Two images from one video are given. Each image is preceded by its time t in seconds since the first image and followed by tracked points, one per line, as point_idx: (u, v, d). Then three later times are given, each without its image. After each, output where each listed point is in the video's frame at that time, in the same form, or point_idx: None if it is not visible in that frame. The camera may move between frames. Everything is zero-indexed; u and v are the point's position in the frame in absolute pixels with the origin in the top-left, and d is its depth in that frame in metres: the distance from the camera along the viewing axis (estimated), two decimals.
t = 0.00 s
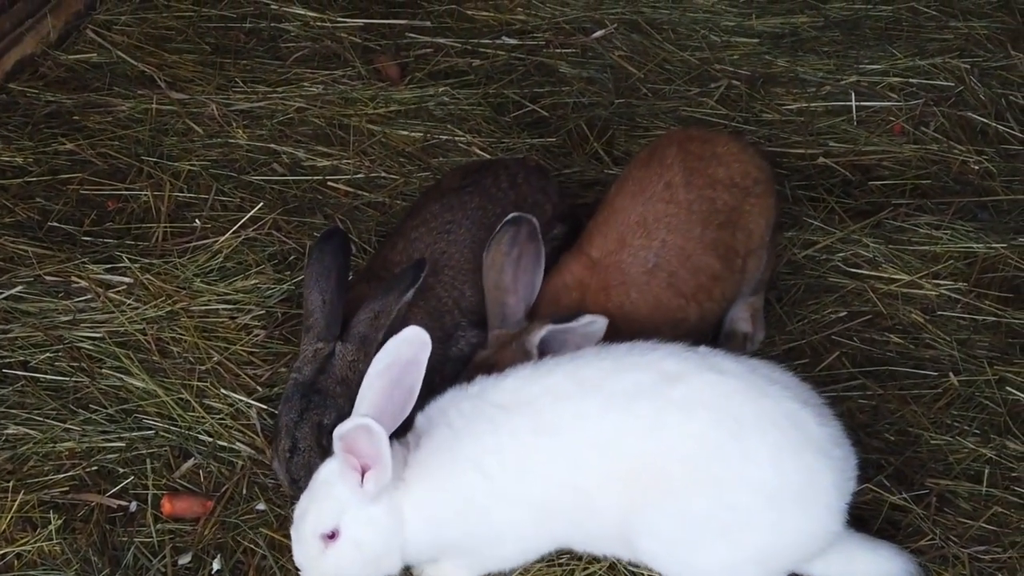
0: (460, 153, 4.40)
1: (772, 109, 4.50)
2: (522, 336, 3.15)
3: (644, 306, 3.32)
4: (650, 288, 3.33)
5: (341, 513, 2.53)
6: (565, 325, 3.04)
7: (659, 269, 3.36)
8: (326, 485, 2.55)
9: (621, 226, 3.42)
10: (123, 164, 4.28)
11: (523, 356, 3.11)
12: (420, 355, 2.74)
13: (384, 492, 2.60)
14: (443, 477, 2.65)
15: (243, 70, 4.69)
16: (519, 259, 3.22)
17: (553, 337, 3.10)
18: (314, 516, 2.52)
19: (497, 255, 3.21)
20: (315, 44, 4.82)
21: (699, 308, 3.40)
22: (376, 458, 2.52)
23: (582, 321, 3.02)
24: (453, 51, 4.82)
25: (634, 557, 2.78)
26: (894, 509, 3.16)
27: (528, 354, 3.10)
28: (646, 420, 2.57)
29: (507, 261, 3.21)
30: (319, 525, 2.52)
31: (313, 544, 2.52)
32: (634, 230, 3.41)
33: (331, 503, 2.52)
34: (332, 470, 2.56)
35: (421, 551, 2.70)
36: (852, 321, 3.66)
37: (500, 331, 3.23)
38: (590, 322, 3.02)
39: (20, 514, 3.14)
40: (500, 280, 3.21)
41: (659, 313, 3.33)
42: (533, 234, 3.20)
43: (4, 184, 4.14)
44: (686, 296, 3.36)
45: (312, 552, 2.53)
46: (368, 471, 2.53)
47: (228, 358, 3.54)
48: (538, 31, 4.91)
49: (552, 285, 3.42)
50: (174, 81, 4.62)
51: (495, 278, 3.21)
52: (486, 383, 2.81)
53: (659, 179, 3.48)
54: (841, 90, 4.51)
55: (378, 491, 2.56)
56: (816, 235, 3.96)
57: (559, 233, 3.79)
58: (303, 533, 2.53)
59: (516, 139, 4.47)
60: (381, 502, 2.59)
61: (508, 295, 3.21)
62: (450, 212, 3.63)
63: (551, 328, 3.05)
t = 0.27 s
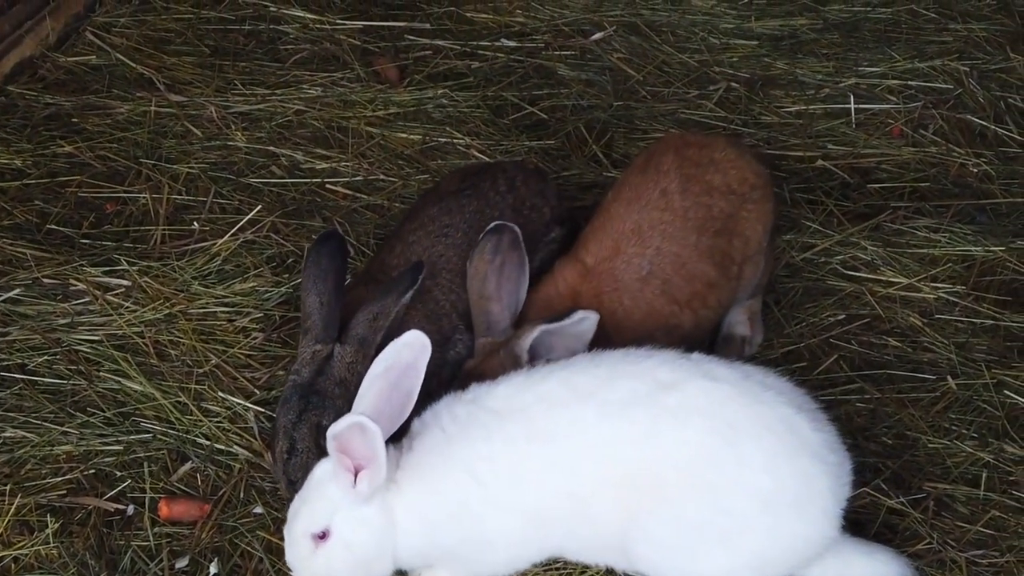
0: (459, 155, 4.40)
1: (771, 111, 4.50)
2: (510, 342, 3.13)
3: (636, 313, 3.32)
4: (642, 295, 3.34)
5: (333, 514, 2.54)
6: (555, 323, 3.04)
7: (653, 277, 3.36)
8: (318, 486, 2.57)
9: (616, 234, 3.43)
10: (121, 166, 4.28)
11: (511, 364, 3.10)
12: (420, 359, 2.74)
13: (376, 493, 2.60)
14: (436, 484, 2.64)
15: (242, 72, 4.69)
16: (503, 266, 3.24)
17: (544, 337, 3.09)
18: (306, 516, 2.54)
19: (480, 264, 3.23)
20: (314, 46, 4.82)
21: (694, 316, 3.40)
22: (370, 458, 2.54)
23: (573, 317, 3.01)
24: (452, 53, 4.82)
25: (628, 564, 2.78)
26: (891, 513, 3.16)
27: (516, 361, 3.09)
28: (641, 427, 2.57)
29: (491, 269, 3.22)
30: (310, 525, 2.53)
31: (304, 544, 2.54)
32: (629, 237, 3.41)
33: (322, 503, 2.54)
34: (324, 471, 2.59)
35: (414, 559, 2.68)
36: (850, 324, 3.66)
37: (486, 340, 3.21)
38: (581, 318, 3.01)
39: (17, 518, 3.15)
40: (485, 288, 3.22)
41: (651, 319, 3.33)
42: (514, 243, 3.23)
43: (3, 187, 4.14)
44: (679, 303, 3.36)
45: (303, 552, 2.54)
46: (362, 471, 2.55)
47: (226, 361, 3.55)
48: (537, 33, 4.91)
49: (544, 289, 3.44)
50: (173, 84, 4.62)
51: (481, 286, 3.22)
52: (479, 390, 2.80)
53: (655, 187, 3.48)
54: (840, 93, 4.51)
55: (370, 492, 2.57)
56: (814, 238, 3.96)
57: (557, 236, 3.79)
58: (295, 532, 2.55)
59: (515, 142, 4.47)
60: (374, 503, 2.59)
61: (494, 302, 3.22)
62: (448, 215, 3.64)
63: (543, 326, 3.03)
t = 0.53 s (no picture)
0: (458, 157, 4.40)
1: (770, 112, 4.49)
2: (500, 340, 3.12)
3: (630, 317, 3.31)
4: (637, 299, 3.33)
5: (329, 518, 2.55)
6: (549, 321, 3.01)
7: (649, 282, 3.34)
8: (314, 490, 2.59)
9: (613, 237, 3.42)
10: (119, 167, 4.27)
11: (503, 362, 3.06)
12: (414, 361, 2.71)
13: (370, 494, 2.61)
14: (433, 487, 2.63)
15: (241, 73, 4.68)
16: (500, 266, 3.23)
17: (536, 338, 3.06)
18: (302, 521, 2.56)
19: (477, 262, 3.22)
20: (313, 46, 4.81)
21: (689, 321, 3.40)
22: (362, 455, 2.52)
23: (567, 314, 2.98)
24: (451, 54, 4.82)
25: (626, 567, 2.78)
26: (890, 515, 3.16)
27: (507, 359, 3.05)
28: (640, 430, 2.56)
29: (487, 269, 3.21)
30: (307, 529, 2.55)
31: (302, 548, 2.56)
32: (625, 243, 3.40)
33: (317, 507, 2.56)
34: (319, 475, 2.61)
35: (412, 561, 2.68)
36: (849, 325, 3.65)
37: (481, 338, 3.24)
38: (574, 315, 2.99)
39: (15, 519, 3.15)
40: (480, 286, 3.22)
41: (645, 323, 3.33)
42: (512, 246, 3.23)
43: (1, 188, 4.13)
44: (675, 308, 3.36)
45: (302, 556, 2.57)
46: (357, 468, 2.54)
47: (223, 362, 3.54)
48: (536, 33, 4.90)
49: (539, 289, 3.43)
50: (172, 84, 4.62)
51: (475, 283, 3.22)
52: (477, 393, 2.79)
53: (653, 192, 3.46)
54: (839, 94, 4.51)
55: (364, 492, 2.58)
56: (814, 239, 3.95)
57: (556, 237, 3.79)
58: (293, 537, 2.58)
59: (514, 143, 4.47)
60: (369, 505, 2.60)
61: (487, 301, 3.22)
62: (446, 216, 3.63)
63: (535, 322, 2.98)
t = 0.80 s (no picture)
0: (458, 156, 4.39)
1: (770, 112, 4.49)
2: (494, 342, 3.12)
3: (623, 317, 3.29)
4: (631, 299, 3.30)
5: (329, 517, 2.54)
6: (545, 326, 3.01)
7: (645, 284, 3.32)
8: (314, 490, 2.59)
9: (611, 239, 3.40)
10: (119, 166, 4.26)
11: (494, 364, 3.07)
12: (413, 359, 2.70)
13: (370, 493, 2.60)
14: (432, 488, 2.62)
15: (241, 72, 4.67)
16: (504, 268, 3.25)
17: (531, 342, 3.08)
18: (303, 521, 2.55)
19: (481, 262, 3.23)
20: (313, 45, 4.81)
21: (687, 323, 3.38)
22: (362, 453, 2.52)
23: (565, 321, 3.00)
24: (451, 53, 4.81)
25: (627, 568, 2.77)
26: (891, 515, 3.15)
27: (499, 362, 3.05)
28: (640, 432, 2.55)
29: (490, 269, 3.22)
30: (307, 529, 2.54)
31: (303, 549, 2.55)
32: (622, 245, 3.37)
33: (318, 506, 2.55)
34: (320, 475, 2.61)
35: (412, 563, 2.67)
36: (849, 325, 3.65)
37: (475, 339, 3.23)
38: (573, 322, 3.00)
39: (12, 519, 3.14)
40: (481, 286, 3.23)
41: (639, 324, 3.30)
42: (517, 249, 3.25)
43: None
44: (670, 310, 3.32)
45: (303, 556, 2.56)
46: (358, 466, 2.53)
47: (222, 362, 3.53)
48: (536, 32, 4.89)
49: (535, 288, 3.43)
50: (171, 84, 4.61)
51: (477, 282, 3.23)
52: (476, 395, 2.78)
53: (651, 194, 3.43)
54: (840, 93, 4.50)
55: (364, 491, 2.57)
56: (814, 239, 3.94)
57: (555, 237, 3.78)
58: (294, 537, 2.57)
59: (514, 142, 4.46)
60: (368, 504, 2.58)
61: (484, 300, 3.23)
62: (445, 216, 3.63)
63: (534, 327, 3.00)
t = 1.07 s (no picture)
0: (459, 154, 4.38)
1: (772, 110, 4.47)
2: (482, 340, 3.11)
3: (614, 314, 3.26)
4: (625, 298, 3.27)
5: (330, 516, 2.53)
6: (529, 324, 2.99)
7: (641, 285, 3.29)
8: (315, 489, 2.58)
9: (608, 240, 3.38)
10: (118, 164, 4.25)
11: (483, 363, 3.06)
12: (416, 359, 2.70)
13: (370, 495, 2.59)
14: (433, 488, 2.61)
15: (241, 70, 4.66)
16: (492, 265, 3.24)
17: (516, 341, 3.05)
18: (304, 519, 2.54)
19: (470, 259, 3.22)
20: (314, 44, 4.79)
21: (684, 325, 3.35)
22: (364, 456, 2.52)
23: (546, 319, 2.98)
24: (452, 51, 4.79)
25: (628, 568, 2.76)
26: (893, 515, 3.13)
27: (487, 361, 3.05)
28: (641, 431, 2.54)
29: (479, 266, 3.21)
30: (308, 528, 2.53)
31: (304, 546, 2.54)
32: (618, 245, 3.35)
33: (319, 506, 2.54)
34: (321, 474, 2.60)
35: (413, 562, 2.66)
36: (851, 324, 3.63)
37: (465, 337, 3.21)
38: (555, 321, 2.97)
39: (11, 518, 3.13)
40: (471, 283, 3.21)
41: (633, 324, 3.27)
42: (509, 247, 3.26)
43: None
44: (664, 310, 3.30)
45: (304, 554, 2.55)
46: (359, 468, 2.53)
47: (222, 361, 3.53)
48: (537, 31, 4.88)
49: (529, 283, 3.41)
50: (171, 82, 4.60)
51: (466, 279, 3.21)
52: (477, 394, 2.77)
53: (649, 195, 3.42)
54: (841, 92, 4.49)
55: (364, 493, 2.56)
56: (816, 237, 3.93)
57: (556, 235, 3.77)
58: (295, 535, 2.56)
59: (515, 141, 4.45)
60: (369, 505, 2.58)
61: (474, 298, 3.22)
62: (445, 214, 3.62)
63: (514, 326, 2.97)
